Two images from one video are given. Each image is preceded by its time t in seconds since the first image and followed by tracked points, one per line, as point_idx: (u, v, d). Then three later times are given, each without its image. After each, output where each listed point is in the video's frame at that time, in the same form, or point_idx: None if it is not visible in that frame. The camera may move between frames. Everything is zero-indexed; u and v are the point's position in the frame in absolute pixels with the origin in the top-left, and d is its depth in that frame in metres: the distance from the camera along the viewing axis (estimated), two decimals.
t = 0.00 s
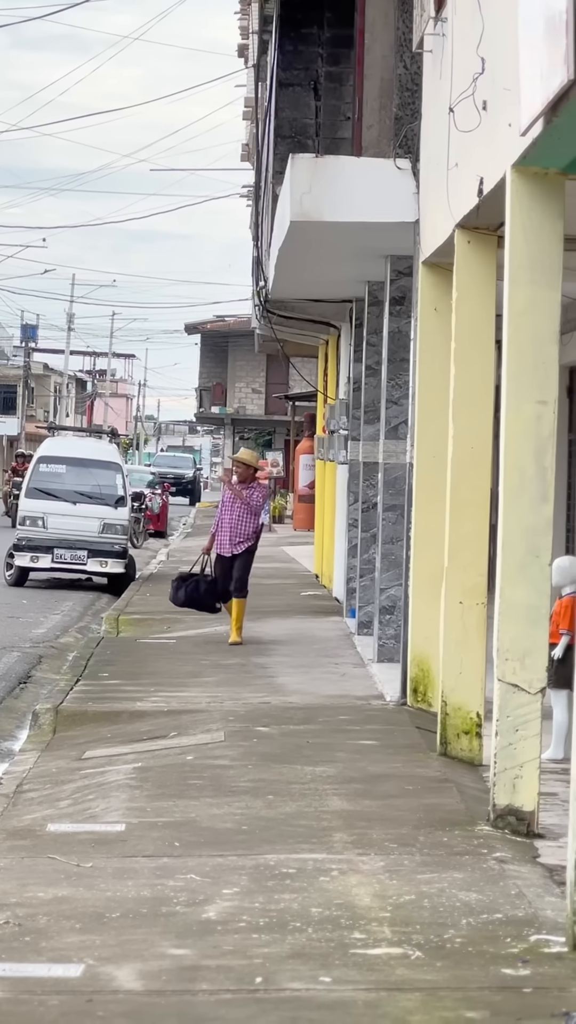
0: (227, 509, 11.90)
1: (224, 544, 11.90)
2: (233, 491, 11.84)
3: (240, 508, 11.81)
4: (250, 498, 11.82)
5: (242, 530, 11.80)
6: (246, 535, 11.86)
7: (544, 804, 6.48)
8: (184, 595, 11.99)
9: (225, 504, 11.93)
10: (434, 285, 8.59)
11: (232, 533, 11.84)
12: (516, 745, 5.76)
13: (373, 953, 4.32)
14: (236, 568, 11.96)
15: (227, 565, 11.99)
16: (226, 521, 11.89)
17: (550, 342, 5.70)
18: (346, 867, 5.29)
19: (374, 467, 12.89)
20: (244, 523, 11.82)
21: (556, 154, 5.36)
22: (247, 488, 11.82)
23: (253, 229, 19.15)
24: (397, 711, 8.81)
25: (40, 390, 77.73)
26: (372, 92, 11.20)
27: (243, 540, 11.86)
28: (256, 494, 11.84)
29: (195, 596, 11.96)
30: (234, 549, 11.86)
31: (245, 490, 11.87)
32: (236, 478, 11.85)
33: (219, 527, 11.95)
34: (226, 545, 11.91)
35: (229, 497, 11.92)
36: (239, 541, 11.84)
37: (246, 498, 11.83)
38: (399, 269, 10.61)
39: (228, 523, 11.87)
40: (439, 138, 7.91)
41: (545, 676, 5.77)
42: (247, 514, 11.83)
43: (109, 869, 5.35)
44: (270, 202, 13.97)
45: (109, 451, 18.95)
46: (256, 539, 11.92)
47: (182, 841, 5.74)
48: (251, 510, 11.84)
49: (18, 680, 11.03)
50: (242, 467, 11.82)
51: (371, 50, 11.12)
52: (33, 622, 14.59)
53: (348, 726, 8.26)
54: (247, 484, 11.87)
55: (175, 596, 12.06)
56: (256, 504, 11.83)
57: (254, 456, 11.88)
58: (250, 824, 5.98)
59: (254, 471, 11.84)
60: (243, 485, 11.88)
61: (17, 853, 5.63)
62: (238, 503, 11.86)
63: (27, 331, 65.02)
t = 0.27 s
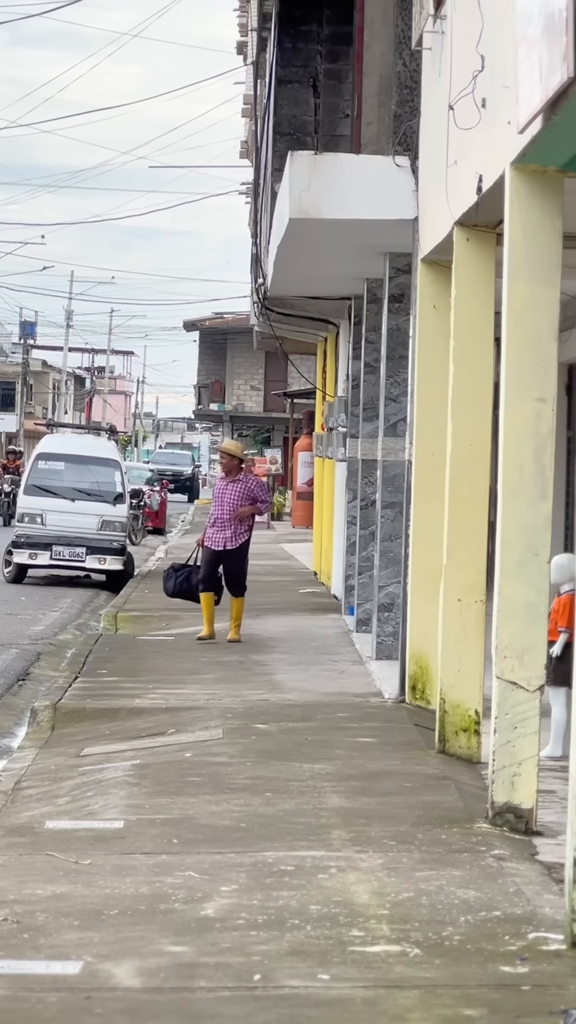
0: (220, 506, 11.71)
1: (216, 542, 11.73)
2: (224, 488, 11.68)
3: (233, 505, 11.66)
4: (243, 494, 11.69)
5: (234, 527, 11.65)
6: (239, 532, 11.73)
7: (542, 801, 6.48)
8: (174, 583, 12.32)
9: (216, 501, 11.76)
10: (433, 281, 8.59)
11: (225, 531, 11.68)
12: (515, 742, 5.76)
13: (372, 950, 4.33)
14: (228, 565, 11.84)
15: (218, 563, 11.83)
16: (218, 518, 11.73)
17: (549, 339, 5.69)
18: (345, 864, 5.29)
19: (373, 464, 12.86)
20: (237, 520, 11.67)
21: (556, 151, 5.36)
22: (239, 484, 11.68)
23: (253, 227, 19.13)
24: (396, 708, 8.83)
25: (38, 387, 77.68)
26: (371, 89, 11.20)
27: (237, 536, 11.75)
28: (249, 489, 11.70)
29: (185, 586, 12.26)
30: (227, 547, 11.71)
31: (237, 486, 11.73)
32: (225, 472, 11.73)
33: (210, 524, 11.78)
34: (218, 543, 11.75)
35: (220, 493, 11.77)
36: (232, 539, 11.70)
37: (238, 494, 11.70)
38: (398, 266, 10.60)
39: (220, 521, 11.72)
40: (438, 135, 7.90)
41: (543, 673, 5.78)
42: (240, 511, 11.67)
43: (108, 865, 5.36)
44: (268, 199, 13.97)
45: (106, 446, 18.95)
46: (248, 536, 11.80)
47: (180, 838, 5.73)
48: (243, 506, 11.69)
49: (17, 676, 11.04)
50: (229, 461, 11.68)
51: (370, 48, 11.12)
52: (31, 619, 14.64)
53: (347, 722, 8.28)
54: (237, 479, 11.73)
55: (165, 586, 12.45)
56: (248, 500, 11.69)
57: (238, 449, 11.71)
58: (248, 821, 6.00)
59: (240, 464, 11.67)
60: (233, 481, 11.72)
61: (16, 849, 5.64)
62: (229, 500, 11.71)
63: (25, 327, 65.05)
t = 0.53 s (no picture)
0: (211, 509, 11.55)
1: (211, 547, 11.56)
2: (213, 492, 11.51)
3: (224, 507, 11.52)
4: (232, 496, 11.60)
5: (228, 529, 11.50)
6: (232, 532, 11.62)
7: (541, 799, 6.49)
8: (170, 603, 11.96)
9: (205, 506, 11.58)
10: (433, 279, 8.58)
11: (220, 534, 11.52)
12: (514, 740, 5.76)
13: (371, 948, 4.33)
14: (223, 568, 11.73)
15: (211, 567, 11.70)
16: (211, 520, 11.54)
17: (549, 337, 5.69)
18: (344, 862, 5.29)
19: (372, 463, 12.86)
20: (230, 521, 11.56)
21: (556, 149, 5.35)
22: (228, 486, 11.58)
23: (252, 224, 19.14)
24: (395, 707, 8.83)
25: (38, 384, 77.60)
26: (371, 88, 11.20)
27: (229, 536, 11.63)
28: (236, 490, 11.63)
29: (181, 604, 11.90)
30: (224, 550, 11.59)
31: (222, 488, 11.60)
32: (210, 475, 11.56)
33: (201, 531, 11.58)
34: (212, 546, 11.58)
35: (207, 497, 11.59)
36: (227, 541, 11.58)
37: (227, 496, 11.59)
38: (398, 264, 10.61)
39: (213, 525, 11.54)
40: (437, 133, 7.90)
41: (543, 671, 5.78)
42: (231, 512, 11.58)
43: (107, 864, 5.36)
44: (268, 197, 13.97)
45: (106, 444, 18.89)
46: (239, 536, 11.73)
47: (179, 836, 5.73)
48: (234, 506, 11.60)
49: (16, 673, 11.03)
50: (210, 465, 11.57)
51: (370, 46, 11.13)
52: (31, 617, 14.62)
53: (347, 721, 8.28)
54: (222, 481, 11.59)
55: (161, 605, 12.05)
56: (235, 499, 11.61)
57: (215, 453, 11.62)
58: (248, 819, 5.99)
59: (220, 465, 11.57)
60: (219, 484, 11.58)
61: (15, 848, 5.63)
62: (218, 503, 11.56)
63: (25, 325, 65.01)
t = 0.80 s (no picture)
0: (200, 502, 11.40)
1: (199, 541, 11.38)
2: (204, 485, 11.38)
3: (214, 500, 11.36)
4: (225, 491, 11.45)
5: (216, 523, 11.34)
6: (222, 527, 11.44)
7: (542, 798, 6.49)
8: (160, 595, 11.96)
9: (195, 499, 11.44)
10: (433, 279, 8.58)
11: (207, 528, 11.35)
12: (515, 739, 5.76)
13: (371, 947, 4.32)
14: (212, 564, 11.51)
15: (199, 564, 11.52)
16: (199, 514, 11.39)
17: (550, 336, 5.69)
18: (344, 861, 5.29)
19: (373, 461, 12.85)
20: (220, 516, 11.38)
21: (558, 148, 5.35)
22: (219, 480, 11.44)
23: (253, 223, 19.14)
24: (396, 706, 8.83)
25: (39, 383, 77.62)
26: (371, 87, 11.20)
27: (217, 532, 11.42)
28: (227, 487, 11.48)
29: (171, 594, 11.80)
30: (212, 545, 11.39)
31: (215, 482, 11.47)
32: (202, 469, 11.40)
33: (190, 524, 11.41)
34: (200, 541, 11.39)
35: (198, 490, 11.46)
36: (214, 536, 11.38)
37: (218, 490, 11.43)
38: (399, 264, 10.61)
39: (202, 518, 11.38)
40: (438, 132, 7.90)
41: (543, 670, 5.78)
42: (222, 506, 11.40)
43: (107, 863, 5.35)
44: (269, 195, 13.96)
45: (108, 444, 18.88)
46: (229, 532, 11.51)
47: (180, 835, 5.73)
48: (225, 500, 11.43)
49: (17, 672, 11.02)
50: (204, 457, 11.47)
51: (371, 45, 11.14)
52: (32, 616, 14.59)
53: (347, 720, 8.28)
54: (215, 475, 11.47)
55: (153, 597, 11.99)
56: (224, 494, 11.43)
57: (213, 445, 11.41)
58: (248, 819, 5.99)
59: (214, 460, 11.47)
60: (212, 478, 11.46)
61: (15, 847, 5.63)
62: (209, 496, 11.41)
63: (26, 325, 65.01)
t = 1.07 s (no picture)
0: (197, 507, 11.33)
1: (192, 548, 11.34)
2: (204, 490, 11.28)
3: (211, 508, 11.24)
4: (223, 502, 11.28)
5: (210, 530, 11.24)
6: (217, 536, 11.32)
7: (544, 798, 6.48)
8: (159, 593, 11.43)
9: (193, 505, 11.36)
10: (436, 278, 8.58)
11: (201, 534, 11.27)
12: (517, 739, 5.75)
13: (374, 947, 4.32)
14: (206, 571, 11.36)
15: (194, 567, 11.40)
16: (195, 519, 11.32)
17: (552, 336, 5.68)
18: (346, 861, 5.29)
19: (375, 461, 12.87)
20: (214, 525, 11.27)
21: (560, 149, 5.35)
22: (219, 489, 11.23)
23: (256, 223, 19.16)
24: (398, 706, 8.82)
25: (40, 383, 77.62)
26: (374, 87, 11.20)
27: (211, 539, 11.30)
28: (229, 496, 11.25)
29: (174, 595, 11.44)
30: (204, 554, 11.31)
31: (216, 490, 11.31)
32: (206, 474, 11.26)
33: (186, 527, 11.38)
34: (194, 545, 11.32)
35: (198, 496, 11.36)
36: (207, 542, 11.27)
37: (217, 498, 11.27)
38: (401, 263, 10.61)
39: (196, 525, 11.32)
40: (440, 131, 7.90)
41: (545, 670, 5.78)
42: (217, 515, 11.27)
43: (109, 863, 5.34)
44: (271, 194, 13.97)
45: (110, 443, 18.87)
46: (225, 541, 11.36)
47: (182, 835, 5.73)
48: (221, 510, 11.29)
49: (19, 672, 11.01)
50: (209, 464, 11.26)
51: (374, 44, 11.19)
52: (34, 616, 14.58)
53: (349, 719, 8.27)
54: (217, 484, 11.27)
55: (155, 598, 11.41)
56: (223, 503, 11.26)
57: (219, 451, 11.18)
58: (250, 818, 5.98)
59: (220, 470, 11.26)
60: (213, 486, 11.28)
61: (17, 847, 5.62)
62: (207, 504, 11.30)
63: (28, 324, 65.00)
